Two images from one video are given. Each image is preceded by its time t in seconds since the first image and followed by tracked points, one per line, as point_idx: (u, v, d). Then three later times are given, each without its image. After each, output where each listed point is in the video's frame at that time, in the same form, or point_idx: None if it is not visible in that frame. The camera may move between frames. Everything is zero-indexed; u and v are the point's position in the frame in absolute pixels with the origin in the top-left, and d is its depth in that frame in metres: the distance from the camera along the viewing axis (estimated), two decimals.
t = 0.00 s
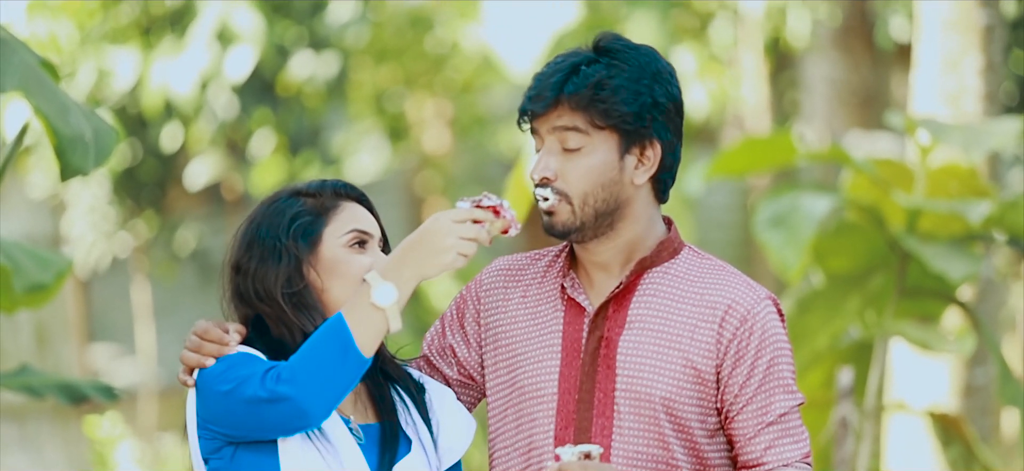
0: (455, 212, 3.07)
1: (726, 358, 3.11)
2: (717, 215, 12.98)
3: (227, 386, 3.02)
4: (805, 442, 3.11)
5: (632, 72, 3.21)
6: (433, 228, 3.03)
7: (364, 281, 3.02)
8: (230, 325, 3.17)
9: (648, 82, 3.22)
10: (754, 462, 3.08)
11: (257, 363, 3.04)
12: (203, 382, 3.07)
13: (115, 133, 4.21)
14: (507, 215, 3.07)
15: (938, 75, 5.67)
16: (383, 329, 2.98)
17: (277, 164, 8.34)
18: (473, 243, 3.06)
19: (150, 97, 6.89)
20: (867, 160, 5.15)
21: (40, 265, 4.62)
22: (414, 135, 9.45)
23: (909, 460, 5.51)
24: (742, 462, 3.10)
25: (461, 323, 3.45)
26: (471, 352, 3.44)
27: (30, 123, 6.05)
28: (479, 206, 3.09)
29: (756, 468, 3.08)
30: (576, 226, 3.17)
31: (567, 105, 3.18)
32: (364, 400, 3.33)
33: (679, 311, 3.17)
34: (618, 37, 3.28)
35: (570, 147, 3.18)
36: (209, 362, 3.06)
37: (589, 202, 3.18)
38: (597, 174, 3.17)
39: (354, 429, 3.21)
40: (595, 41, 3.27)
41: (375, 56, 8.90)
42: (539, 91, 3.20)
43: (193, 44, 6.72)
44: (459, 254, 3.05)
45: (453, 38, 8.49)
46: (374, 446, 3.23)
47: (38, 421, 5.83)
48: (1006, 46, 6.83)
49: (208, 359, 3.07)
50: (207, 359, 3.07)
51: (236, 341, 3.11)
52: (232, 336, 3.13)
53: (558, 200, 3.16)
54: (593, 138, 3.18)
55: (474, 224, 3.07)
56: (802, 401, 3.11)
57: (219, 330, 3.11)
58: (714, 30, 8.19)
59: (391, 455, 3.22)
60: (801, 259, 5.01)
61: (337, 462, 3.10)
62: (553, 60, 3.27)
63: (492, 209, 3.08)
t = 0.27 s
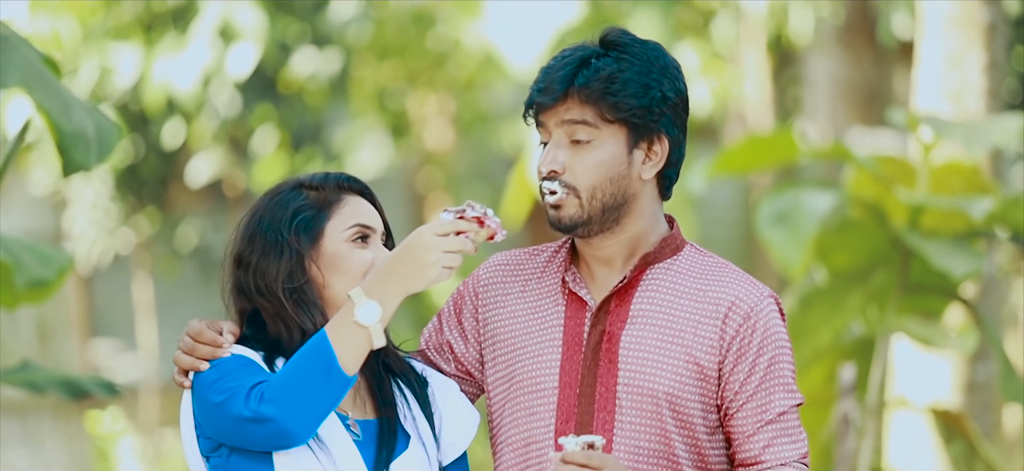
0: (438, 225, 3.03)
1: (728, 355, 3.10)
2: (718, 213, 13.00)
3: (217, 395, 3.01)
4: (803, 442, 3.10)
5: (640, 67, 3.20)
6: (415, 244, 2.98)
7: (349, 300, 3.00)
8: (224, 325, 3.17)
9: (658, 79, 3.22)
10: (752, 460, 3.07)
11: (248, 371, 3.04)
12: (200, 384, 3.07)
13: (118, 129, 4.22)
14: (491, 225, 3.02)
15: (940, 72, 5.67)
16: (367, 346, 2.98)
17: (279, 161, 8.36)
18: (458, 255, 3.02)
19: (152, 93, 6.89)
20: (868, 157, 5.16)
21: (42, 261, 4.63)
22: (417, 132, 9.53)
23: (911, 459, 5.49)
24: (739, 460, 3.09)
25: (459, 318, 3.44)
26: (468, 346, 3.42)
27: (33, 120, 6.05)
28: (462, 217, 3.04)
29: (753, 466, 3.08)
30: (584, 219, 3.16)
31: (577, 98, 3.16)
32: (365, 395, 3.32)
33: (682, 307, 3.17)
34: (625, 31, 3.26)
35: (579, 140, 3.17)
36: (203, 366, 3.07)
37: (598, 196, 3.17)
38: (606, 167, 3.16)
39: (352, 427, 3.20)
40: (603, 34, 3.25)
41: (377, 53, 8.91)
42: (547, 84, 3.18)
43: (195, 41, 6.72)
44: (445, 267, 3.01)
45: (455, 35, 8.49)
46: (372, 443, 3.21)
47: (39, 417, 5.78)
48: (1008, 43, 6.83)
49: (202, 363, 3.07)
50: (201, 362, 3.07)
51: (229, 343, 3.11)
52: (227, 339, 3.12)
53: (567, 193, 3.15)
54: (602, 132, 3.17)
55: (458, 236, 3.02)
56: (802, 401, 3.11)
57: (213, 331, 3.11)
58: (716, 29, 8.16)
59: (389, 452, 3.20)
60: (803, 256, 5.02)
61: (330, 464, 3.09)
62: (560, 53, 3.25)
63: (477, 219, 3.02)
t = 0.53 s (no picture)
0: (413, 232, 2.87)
1: (723, 346, 3.07)
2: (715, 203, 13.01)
3: (203, 398, 2.91)
4: (795, 436, 3.07)
5: (638, 54, 3.17)
6: (392, 256, 2.84)
7: (327, 314, 2.88)
8: (214, 320, 3.09)
9: (656, 66, 3.18)
10: (743, 452, 3.03)
11: (234, 373, 2.94)
12: (189, 382, 2.97)
13: (114, 118, 4.20)
14: (467, 230, 2.88)
15: (937, 61, 5.66)
16: (347, 362, 2.87)
17: (275, 150, 8.35)
18: (436, 265, 2.87)
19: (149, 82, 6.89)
20: (865, 148, 5.15)
21: (38, 250, 4.62)
22: (412, 122, 9.50)
23: (908, 447, 5.50)
24: (730, 453, 3.06)
25: (449, 307, 3.39)
26: (460, 336, 3.37)
27: (29, 109, 6.04)
28: (436, 224, 2.89)
29: (744, 459, 3.03)
30: (582, 209, 3.12)
31: (576, 87, 3.12)
32: (361, 385, 3.22)
33: (678, 298, 3.14)
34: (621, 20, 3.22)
35: (578, 130, 3.13)
36: (193, 363, 2.96)
37: (597, 185, 3.12)
38: (604, 156, 3.12)
39: (346, 419, 3.10)
40: (599, 23, 3.22)
41: (373, 41, 8.89)
42: (545, 73, 3.14)
43: (191, 30, 6.69)
44: (425, 277, 2.85)
45: (452, 24, 8.48)
46: (366, 435, 3.12)
47: (36, 406, 5.73)
48: (1004, 32, 6.83)
49: (192, 359, 2.97)
50: (191, 359, 2.97)
51: (218, 340, 3.00)
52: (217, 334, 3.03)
53: (567, 183, 3.10)
54: (600, 121, 3.13)
55: (434, 244, 2.87)
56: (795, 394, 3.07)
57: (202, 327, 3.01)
58: (713, 17, 8.20)
59: (382, 445, 3.10)
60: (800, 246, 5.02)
61: (318, 463, 2.99)
62: (557, 42, 3.21)
63: (453, 226, 2.87)
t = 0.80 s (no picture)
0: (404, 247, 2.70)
1: (725, 345, 2.99)
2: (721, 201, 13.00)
3: (204, 406, 2.80)
4: (798, 437, 2.97)
5: (644, 54, 3.07)
6: (383, 273, 2.68)
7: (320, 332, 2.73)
8: (219, 322, 2.98)
9: (662, 65, 3.09)
10: (744, 452, 2.94)
11: (237, 382, 2.82)
12: (192, 386, 2.86)
13: (121, 115, 4.19)
14: (460, 242, 2.69)
15: (944, 58, 5.64)
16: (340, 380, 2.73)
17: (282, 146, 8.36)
18: (429, 279, 2.70)
19: (155, 79, 6.89)
20: (872, 144, 5.13)
21: (45, 246, 4.63)
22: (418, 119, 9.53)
23: (915, 444, 5.50)
24: (732, 454, 2.97)
25: (453, 307, 3.33)
26: (464, 337, 3.31)
27: (37, 106, 6.06)
28: (429, 238, 2.69)
29: (746, 459, 2.95)
30: (588, 210, 3.02)
31: (580, 88, 3.04)
32: (368, 384, 3.10)
33: (681, 297, 3.06)
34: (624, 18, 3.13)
35: (584, 130, 3.04)
36: (196, 366, 2.85)
37: (603, 186, 3.03)
38: (610, 156, 3.02)
39: (350, 418, 2.99)
40: (599, 22, 3.14)
41: (379, 38, 8.89)
42: (550, 73, 3.05)
43: (198, 26, 6.66)
44: (417, 294, 2.69)
45: (458, 21, 8.48)
46: (372, 436, 3.01)
47: (43, 402, 5.64)
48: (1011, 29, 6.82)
49: (196, 362, 2.86)
50: (195, 361, 2.86)
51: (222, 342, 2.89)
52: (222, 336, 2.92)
53: (574, 183, 3.01)
54: (606, 121, 3.04)
55: (425, 260, 2.69)
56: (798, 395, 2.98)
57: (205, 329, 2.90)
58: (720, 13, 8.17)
59: (387, 447, 3.00)
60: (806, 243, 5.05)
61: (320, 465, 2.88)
62: (560, 41, 3.12)
63: (444, 240, 2.68)
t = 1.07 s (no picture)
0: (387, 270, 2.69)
1: (717, 349, 2.94)
2: (721, 202, 12.99)
3: (194, 423, 2.77)
4: (788, 443, 2.91)
5: (635, 57, 3.02)
6: (369, 297, 2.66)
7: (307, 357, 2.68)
8: (213, 330, 2.93)
9: (653, 68, 3.03)
10: (735, 457, 2.89)
11: (227, 398, 2.79)
12: (183, 397, 2.82)
13: (121, 117, 4.19)
14: (444, 264, 2.70)
15: (944, 60, 5.64)
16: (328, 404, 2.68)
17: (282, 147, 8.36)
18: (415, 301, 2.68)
19: (156, 80, 6.89)
20: (873, 147, 5.13)
21: (44, 247, 4.63)
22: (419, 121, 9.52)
23: (914, 446, 5.50)
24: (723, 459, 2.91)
25: (444, 310, 3.26)
26: (455, 341, 3.25)
27: (37, 107, 6.05)
28: (412, 261, 2.70)
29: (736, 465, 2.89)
30: (580, 214, 2.98)
31: (572, 94, 2.98)
32: (363, 389, 3.04)
33: (672, 300, 3.01)
34: (615, 21, 3.07)
35: (575, 135, 2.98)
36: (188, 376, 2.82)
37: (594, 190, 2.98)
38: (602, 161, 2.98)
39: (346, 424, 2.93)
40: (592, 25, 3.07)
41: (379, 40, 8.89)
42: (541, 78, 2.99)
43: (197, 26, 6.67)
44: (404, 317, 2.67)
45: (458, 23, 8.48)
46: (367, 442, 2.95)
47: (42, 405, 5.62)
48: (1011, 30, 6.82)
49: (187, 372, 2.82)
50: (186, 372, 2.82)
51: (214, 350, 2.86)
52: (216, 345, 2.88)
53: (565, 188, 2.96)
54: (597, 125, 2.98)
55: (410, 282, 2.68)
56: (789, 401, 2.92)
57: (198, 335, 2.87)
58: (720, 14, 8.17)
59: (383, 453, 2.94)
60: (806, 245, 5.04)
61: None
62: (552, 44, 3.06)
63: (428, 262, 2.69)
